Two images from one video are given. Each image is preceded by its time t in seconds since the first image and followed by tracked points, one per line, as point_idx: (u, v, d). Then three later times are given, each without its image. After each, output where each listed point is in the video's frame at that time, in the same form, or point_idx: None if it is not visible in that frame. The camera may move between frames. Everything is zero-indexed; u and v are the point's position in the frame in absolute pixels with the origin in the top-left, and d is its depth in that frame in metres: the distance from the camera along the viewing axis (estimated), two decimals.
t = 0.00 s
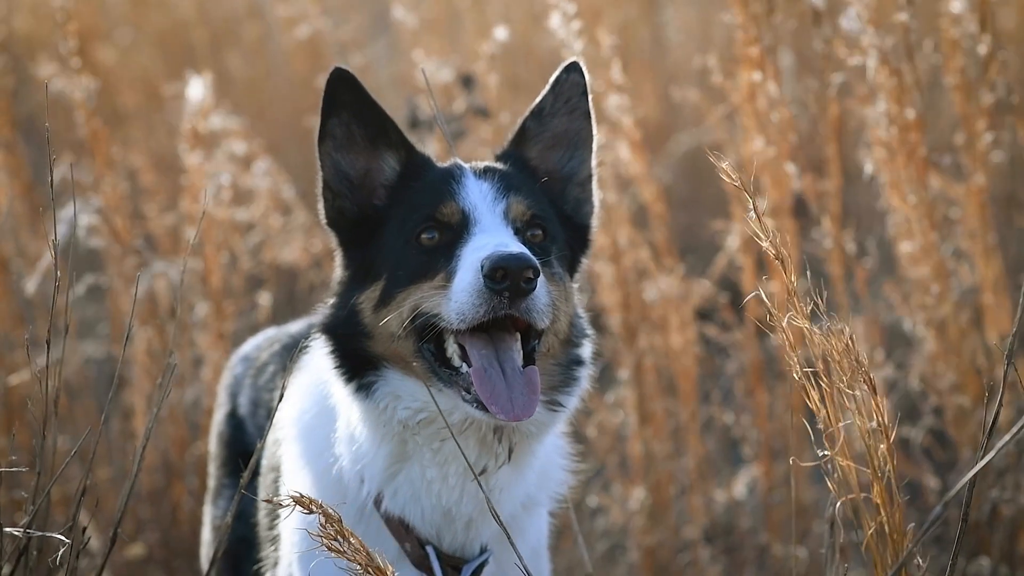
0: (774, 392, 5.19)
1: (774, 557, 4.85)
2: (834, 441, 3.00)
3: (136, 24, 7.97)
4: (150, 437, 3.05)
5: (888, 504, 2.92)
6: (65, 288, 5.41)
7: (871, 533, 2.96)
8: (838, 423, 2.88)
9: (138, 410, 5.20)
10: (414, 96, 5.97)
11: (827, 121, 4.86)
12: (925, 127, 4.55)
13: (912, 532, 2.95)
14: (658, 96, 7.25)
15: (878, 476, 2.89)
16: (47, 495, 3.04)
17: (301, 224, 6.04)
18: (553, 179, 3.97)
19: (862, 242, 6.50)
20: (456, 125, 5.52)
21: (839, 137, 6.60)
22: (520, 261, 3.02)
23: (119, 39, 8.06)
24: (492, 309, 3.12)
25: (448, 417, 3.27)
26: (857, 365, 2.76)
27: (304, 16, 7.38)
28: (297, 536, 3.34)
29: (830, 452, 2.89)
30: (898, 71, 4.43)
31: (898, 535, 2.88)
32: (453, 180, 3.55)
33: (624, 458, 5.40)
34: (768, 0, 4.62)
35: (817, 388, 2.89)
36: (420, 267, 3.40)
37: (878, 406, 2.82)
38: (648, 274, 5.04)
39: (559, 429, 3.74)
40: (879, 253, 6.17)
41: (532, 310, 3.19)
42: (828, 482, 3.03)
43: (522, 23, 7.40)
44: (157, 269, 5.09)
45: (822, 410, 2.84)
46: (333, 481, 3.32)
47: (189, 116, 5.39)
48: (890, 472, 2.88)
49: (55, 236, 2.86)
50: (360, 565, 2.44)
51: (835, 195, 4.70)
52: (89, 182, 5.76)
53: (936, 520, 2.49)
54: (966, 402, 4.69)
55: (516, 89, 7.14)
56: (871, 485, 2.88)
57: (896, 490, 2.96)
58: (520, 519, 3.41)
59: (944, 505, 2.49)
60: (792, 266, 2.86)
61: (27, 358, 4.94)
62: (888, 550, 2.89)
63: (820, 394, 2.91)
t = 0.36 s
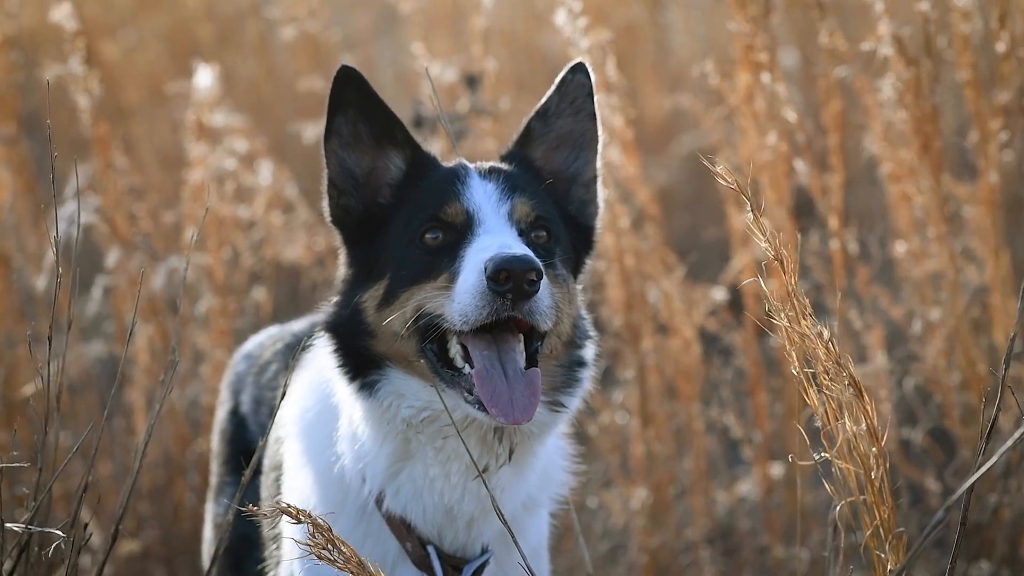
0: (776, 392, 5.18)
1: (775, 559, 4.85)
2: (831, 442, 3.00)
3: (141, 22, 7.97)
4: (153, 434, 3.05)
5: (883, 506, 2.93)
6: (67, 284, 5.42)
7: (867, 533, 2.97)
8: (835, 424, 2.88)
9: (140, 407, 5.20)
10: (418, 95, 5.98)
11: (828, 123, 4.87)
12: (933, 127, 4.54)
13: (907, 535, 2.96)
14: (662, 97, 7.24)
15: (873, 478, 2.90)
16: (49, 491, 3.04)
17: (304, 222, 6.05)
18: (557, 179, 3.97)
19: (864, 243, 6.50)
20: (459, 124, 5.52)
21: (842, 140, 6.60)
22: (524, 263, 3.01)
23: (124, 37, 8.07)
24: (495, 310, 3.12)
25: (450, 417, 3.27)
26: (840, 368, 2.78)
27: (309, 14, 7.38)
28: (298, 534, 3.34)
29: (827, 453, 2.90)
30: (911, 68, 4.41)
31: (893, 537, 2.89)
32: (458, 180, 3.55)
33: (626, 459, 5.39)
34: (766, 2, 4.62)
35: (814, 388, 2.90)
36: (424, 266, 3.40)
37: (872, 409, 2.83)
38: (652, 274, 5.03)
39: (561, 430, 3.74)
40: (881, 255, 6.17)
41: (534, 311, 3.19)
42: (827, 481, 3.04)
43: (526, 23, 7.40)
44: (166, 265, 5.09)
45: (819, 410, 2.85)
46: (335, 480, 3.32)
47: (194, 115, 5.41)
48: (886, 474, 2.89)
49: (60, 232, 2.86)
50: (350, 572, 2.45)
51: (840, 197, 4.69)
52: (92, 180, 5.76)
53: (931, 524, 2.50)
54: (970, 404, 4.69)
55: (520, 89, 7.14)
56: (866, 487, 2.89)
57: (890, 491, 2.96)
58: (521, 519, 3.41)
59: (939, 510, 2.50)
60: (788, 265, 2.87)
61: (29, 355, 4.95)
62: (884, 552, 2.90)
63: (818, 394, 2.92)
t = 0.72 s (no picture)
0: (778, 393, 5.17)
1: (776, 560, 4.84)
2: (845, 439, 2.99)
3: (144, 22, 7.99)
4: (155, 434, 3.05)
5: (895, 505, 2.92)
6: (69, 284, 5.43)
7: (877, 533, 2.95)
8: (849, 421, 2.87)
9: (142, 406, 5.21)
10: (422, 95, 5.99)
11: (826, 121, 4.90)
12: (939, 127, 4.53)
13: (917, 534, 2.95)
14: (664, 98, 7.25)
15: (885, 476, 2.89)
16: (51, 491, 3.04)
17: (307, 221, 6.05)
18: (562, 180, 3.96)
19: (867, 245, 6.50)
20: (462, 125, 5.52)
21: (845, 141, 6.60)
22: (526, 264, 3.01)
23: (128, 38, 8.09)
24: (497, 311, 3.12)
25: (453, 418, 3.27)
26: (867, 362, 2.77)
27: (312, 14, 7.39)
28: (301, 534, 3.34)
29: (840, 449, 2.89)
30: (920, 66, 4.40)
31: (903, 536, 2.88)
32: (461, 181, 3.55)
33: (628, 459, 5.39)
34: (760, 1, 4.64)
35: (831, 384, 2.89)
36: (427, 266, 3.40)
37: (888, 406, 2.82)
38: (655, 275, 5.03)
39: (563, 431, 3.74)
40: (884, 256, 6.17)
41: (537, 312, 3.19)
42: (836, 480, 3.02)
43: (530, 23, 7.40)
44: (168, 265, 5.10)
45: (834, 406, 2.85)
46: (338, 479, 3.32)
47: (197, 115, 5.41)
48: (899, 473, 2.88)
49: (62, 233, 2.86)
50: (348, 573, 2.45)
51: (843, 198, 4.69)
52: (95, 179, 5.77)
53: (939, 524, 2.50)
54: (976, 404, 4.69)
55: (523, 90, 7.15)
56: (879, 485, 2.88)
57: (901, 490, 2.96)
58: (524, 520, 3.40)
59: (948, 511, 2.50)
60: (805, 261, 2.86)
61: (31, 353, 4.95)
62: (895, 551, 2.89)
63: (834, 389, 2.91)
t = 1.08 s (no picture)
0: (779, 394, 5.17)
1: (778, 562, 4.84)
2: (846, 440, 2.99)
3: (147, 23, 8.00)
4: (157, 434, 3.05)
5: (897, 507, 2.91)
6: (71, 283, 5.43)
7: (878, 535, 2.94)
8: (850, 422, 2.87)
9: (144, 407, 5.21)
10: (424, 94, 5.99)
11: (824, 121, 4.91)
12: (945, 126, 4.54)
13: (920, 536, 2.94)
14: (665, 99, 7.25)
15: (887, 477, 2.89)
16: (53, 491, 3.04)
17: (309, 222, 6.05)
18: (565, 182, 3.96)
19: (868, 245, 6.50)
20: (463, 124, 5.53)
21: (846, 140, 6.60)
22: (526, 266, 3.01)
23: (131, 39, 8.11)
24: (497, 313, 3.11)
25: (454, 419, 3.26)
26: (875, 363, 2.76)
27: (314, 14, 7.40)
28: (303, 534, 3.33)
29: (841, 451, 2.89)
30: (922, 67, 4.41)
31: (905, 538, 2.87)
32: (463, 183, 3.55)
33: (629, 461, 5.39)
34: None
35: (831, 385, 2.89)
36: (428, 268, 3.40)
37: (890, 406, 2.82)
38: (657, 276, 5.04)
39: (565, 432, 3.74)
40: (886, 257, 6.17)
41: (536, 314, 3.18)
42: (838, 481, 3.01)
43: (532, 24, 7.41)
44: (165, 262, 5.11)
45: (835, 407, 2.84)
46: (339, 480, 3.32)
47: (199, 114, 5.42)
48: (900, 474, 2.88)
49: (64, 232, 2.86)
50: (354, 568, 2.44)
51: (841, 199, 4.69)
52: (97, 181, 5.77)
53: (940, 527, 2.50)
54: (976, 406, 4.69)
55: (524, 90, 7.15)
56: (880, 487, 2.88)
57: (903, 493, 2.94)
58: (526, 522, 3.40)
59: (949, 514, 2.50)
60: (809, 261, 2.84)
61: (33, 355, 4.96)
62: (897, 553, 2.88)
63: (834, 390, 2.90)
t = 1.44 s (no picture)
0: (779, 394, 5.17)
1: (777, 562, 4.84)
2: (843, 434, 2.98)
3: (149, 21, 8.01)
4: (156, 433, 3.04)
5: (893, 502, 2.91)
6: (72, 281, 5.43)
7: (875, 531, 2.93)
8: (847, 416, 2.86)
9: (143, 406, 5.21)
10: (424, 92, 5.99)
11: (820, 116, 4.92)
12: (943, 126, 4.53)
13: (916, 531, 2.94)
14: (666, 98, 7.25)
15: (883, 472, 2.88)
16: (53, 489, 3.03)
17: (309, 220, 6.04)
18: (567, 183, 3.96)
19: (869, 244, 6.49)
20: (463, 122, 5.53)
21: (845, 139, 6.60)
22: (525, 268, 3.00)
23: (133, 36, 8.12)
24: (495, 314, 3.11)
25: (454, 419, 3.26)
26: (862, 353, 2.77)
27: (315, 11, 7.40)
28: (304, 533, 3.32)
29: (838, 446, 2.88)
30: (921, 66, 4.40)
31: (903, 534, 2.86)
32: (464, 183, 3.54)
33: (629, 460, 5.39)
34: None
35: (828, 379, 2.88)
36: (428, 268, 3.39)
37: (885, 400, 2.81)
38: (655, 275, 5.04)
39: (566, 432, 3.73)
40: (886, 256, 6.16)
41: (535, 315, 3.18)
42: (835, 477, 3.00)
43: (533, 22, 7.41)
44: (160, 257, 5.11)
45: (831, 400, 2.83)
46: (340, 480, 3.32)
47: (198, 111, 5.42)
48: (897, 469, 2.87)
49: (64, 229, 2.86)
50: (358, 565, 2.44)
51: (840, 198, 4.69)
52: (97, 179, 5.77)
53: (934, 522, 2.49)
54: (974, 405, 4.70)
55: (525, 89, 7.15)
56: (876, 482, 2.87)
57: (900, 489, 2.94)
58: (527, 521, 3.40)
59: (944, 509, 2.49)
60: (803, 254, 2.85)
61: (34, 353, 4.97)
62: (893, 549, 2.87)
63: (831, 384, 2.89)
